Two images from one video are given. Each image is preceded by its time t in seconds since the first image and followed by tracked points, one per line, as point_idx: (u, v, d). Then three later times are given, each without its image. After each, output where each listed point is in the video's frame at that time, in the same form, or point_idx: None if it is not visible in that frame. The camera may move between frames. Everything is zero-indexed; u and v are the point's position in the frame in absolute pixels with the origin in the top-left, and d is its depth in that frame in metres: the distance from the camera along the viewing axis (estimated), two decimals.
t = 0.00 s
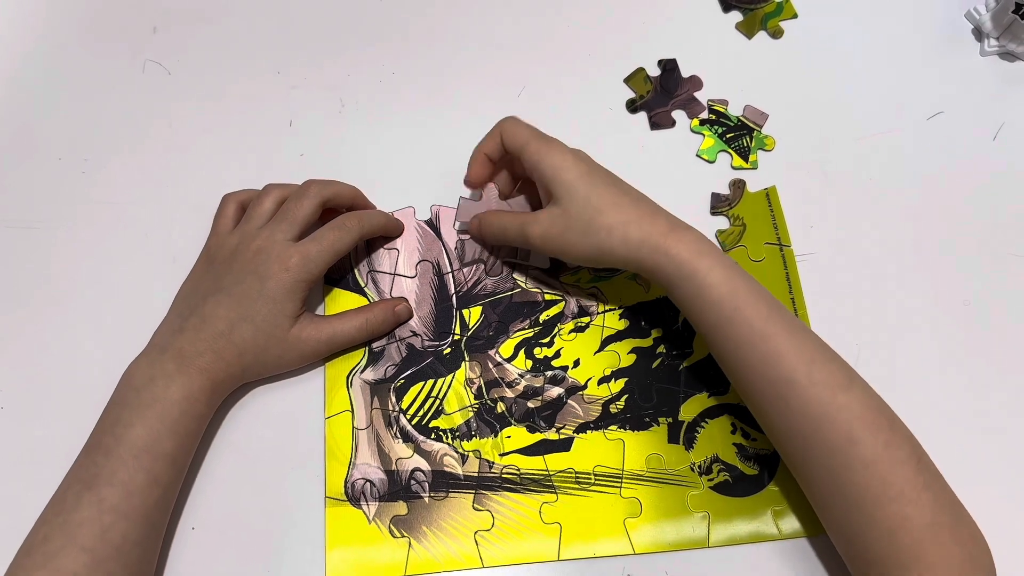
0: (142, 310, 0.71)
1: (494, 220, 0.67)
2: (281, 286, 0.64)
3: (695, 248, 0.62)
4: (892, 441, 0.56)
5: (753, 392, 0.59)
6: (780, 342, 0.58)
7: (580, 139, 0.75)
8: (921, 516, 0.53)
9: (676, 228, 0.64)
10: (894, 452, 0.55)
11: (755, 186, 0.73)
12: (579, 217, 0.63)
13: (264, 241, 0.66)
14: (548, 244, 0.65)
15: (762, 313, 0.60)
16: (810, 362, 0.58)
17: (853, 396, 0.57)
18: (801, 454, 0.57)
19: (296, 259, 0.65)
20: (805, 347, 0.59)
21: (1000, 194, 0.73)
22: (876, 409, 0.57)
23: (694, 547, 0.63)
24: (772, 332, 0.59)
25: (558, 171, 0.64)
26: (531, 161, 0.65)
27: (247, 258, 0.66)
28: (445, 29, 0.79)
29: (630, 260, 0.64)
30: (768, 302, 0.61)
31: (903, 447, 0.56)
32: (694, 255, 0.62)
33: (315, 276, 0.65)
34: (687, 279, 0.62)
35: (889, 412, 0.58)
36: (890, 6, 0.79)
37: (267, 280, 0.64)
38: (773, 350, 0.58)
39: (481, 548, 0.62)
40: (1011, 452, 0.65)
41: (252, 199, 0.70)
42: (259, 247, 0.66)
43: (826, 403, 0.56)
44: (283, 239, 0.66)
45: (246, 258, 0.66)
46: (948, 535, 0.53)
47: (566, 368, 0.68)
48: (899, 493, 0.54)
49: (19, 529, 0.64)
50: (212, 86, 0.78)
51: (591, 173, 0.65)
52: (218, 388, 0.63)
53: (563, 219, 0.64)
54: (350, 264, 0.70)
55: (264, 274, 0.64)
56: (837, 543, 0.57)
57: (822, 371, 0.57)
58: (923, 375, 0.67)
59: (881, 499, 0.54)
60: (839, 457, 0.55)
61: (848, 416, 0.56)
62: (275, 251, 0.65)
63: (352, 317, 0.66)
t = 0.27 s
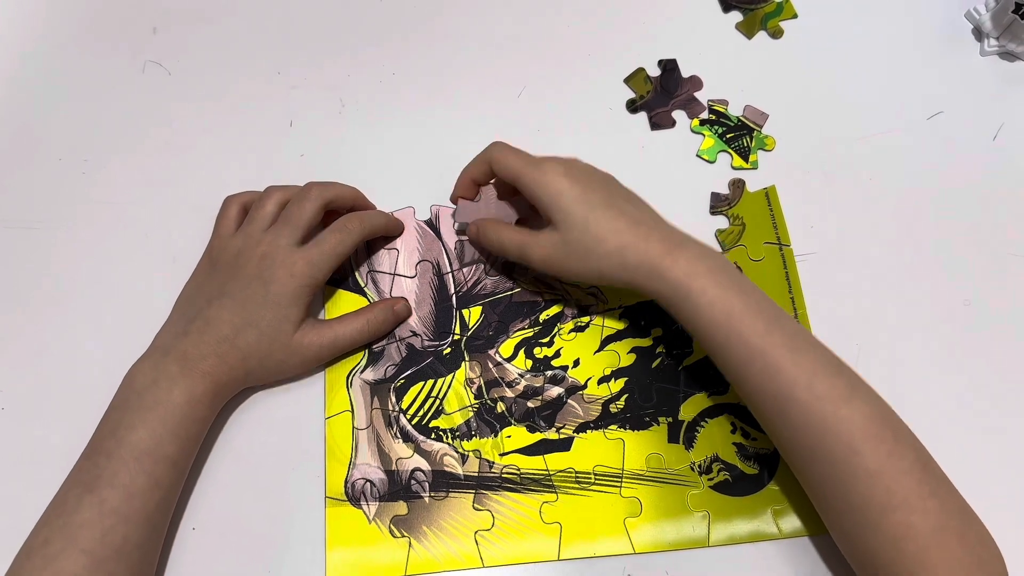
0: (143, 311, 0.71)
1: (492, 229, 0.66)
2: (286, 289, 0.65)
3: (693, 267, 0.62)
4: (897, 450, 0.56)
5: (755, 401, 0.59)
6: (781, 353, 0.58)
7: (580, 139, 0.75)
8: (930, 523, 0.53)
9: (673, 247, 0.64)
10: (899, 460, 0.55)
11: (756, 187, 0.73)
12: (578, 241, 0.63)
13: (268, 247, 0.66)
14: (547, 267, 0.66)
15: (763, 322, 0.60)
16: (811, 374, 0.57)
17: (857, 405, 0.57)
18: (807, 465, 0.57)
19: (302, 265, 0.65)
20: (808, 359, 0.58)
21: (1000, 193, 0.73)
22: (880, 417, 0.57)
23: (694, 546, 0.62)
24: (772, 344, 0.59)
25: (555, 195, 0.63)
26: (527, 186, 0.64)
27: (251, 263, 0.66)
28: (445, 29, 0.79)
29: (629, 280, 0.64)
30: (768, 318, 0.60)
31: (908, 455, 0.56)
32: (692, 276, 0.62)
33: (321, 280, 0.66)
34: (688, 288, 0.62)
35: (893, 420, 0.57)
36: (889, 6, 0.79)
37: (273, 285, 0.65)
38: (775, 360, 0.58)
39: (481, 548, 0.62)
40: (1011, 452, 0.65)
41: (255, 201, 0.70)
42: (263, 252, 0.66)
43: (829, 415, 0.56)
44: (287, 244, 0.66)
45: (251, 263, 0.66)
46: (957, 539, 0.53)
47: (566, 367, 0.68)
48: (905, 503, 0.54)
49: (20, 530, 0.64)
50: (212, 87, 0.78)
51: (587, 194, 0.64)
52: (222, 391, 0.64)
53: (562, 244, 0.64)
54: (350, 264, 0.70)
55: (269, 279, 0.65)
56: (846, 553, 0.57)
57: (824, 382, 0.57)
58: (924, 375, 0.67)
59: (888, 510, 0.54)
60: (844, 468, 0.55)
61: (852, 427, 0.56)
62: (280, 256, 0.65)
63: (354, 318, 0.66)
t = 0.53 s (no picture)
0: (141, 311, 0.71)
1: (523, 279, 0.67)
2: (301, 314, 0.63)
3: (694, 291, 0.64)
4: (889, 456, 0.56)
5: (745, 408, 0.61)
6: (766, 367, 0.60)
7: (578, 139, 0.75)
8: (926, 526, 0.53)
9: (697, 294, 0.63)
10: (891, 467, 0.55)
11: (752, 187, 0.73)
12: (605, 290, 0.64)
13: (288, 267, 0.64)
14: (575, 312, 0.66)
15: (749, 332, 0.61)
16: (798, 388, 0.59)
17: (844, 416, 0.57)
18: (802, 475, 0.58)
19: (319, 288, 0.63)
20: (794, 374, 0.59)
21: (998, 192, 0.73)
22: (870, 423, 0.57)
23: None
24: (757, 355, 0.60)
25: (589, 245, 0.64)
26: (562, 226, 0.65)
27: (270, 283, 0.64)
28: (443, 29, 0.79)
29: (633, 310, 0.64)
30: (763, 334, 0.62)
31: (901, 459, 0.56)
32: (692, 299, 0.63)
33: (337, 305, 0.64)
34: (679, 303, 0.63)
35: (884, 425, 0.58)
36: (887, 6, 0.80)
37: (289, 309, 0.63)
38: (763, 372, 0.59)
39: (438, 563, 0.62)
40: (1010, 451, 0.65)
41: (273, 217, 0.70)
42: (282, 271, 0.64)
43: (815, 426, 0.57)
44: (307, 265, 0.64)
45: (269, 280, 0.65)
46: (954, 538, 0.53)
47: (544, 391, 0.67)
48: (898, 509, 0.54)
49: (18, 531, 0.65)
50: (211, 87, 0.78)
51: (623, 244, 0.64)
52: (229, 411, 0.63)
53: (590, 291, 0.65)
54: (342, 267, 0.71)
55: (285, 301, 0.63)
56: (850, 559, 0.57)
57: (812, 394, 0.58)
58: (920, 374, 0.67)
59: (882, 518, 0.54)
60: (834, 476, 0.56)
61: (838, 437, 0.56)
62: (297, 277, 0.64)
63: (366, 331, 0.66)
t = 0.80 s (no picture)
0: (142, 311, 0.71)
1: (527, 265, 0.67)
2: (315, 319, 0.63)
3: (701, 277, 0.64)
4: (899, 449, 0.56)
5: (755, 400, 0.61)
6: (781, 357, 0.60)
7: (578, 139, 0.75)
8: (934, 518, 0.53)
9: (707, 277, 0.64)
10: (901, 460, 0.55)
11: (752, 187, 0.73)
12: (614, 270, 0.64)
13: (297, 276, 0.65)
14: (582, 289, 0.65)
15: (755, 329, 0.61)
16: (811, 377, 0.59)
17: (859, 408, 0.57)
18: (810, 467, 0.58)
19: (331, 292, 0.63)
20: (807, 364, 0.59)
21: (998, 192, 0.73)
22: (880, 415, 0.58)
23: None
24: (760, 354, 0.60)
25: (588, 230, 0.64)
26: (555, 220, 0.65)
27: (281, 293, 0.65)
28: (444, 29, 0.79)
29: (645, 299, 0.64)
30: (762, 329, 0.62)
31: (910, 454, 0.56)
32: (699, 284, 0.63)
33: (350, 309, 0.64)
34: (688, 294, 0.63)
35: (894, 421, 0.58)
36: (887, 5, 0.80)
37: (303, 315, 0.63)
38: (775, 368, 0.59)
39: (440, 561, 0.62)
40: (1010, 449, 0.65)
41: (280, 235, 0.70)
42: (294, 281, 0.65)
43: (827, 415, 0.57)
44: (317, 272, 0.65)
45: (281, 290, 0.65)
46: (959, 531, 0.53)
47: (546, 388, 0.67)
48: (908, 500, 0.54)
49: (21, 532, 0.65)
50: (212, 88, 0.78)
51: (620, 227, 0.65)
52: (245, 426, 0.62)
53: (600, 267, 0.64)
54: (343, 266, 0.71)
55: (298, 308, 0.63)
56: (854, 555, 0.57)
57: (825, 384, 0.58)
58: (919, 373, 0.67)
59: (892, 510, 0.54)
60: (842, 469, 0.56)
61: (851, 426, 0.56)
62: (310, 285, 0.64)
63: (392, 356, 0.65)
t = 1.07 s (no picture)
0: (146, 315, 0.72)
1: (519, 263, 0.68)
2: (346, 343, 0.63)
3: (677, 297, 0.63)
4: (881, 459, 0.56)
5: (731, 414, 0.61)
6: (756, 370, 0.59)
7: (578, 142, 0.76)
8: (922, 528, 0.53)
9: (679, 300, 0.63)
10: (884, 470, 0.55)
11: (752, 189, 0.73)
12: (588, 288, 0.64)
13: (325, 296, 0.65)
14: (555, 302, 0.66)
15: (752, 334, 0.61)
16: (788, 389, 0.58)
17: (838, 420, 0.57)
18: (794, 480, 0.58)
19: (361, 315, 0.64)
20: (784, 376, 0.59)
21: (997, 193, 0.73)
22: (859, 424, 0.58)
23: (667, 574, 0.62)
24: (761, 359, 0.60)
25: (569, 246, 0.64)
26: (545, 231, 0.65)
27: (309, 315, 0.65)
28: (444, 33, 0.80)
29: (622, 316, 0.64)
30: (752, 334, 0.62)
31: (892, 463, 0.56)
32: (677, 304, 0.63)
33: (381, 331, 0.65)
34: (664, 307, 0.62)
35: (875, 428, 0.58)
36: (885, 8, 0.80)
37: (333, 338, 0.63)
38: (756, 380, 0.59)
39: (452, 562, 0.63)
40: (1009, 450, 0.66)
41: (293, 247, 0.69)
42: (321, 301, 0.65)
43: (805, 428, 0.57)
44: (345, 293, 0.65)
45: (309, 310, 0.65)
46: (946, 538, 0.53)
47: (552, 389, 0.67)
48: (890, 510, 0.54)
49: (26, 535, 0.65)
50: (212, 92, 0.79)
51: (603, 243, 0.64)
52: (272, 449, 0.63)
53: (570, 285, 0.65)
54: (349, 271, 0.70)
55: (327, 329, 0.64)
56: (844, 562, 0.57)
57: (801, 396, 0.58)
58: (920, 374, 0.68)
59: (878, 521, 0.54)
60: (824, 480, 0.56)
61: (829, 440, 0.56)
62: (339, 306, 0.65)
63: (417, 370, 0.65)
